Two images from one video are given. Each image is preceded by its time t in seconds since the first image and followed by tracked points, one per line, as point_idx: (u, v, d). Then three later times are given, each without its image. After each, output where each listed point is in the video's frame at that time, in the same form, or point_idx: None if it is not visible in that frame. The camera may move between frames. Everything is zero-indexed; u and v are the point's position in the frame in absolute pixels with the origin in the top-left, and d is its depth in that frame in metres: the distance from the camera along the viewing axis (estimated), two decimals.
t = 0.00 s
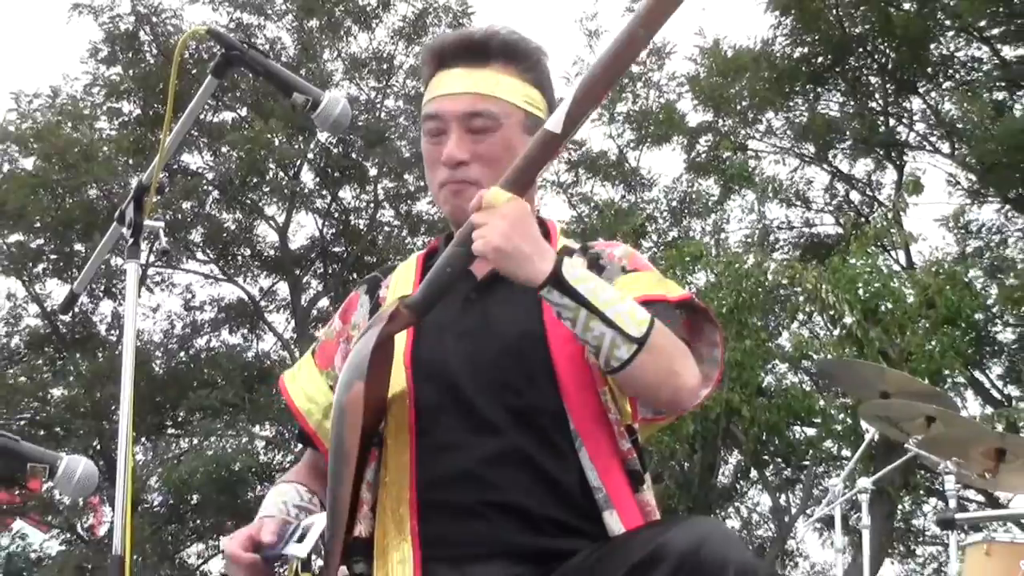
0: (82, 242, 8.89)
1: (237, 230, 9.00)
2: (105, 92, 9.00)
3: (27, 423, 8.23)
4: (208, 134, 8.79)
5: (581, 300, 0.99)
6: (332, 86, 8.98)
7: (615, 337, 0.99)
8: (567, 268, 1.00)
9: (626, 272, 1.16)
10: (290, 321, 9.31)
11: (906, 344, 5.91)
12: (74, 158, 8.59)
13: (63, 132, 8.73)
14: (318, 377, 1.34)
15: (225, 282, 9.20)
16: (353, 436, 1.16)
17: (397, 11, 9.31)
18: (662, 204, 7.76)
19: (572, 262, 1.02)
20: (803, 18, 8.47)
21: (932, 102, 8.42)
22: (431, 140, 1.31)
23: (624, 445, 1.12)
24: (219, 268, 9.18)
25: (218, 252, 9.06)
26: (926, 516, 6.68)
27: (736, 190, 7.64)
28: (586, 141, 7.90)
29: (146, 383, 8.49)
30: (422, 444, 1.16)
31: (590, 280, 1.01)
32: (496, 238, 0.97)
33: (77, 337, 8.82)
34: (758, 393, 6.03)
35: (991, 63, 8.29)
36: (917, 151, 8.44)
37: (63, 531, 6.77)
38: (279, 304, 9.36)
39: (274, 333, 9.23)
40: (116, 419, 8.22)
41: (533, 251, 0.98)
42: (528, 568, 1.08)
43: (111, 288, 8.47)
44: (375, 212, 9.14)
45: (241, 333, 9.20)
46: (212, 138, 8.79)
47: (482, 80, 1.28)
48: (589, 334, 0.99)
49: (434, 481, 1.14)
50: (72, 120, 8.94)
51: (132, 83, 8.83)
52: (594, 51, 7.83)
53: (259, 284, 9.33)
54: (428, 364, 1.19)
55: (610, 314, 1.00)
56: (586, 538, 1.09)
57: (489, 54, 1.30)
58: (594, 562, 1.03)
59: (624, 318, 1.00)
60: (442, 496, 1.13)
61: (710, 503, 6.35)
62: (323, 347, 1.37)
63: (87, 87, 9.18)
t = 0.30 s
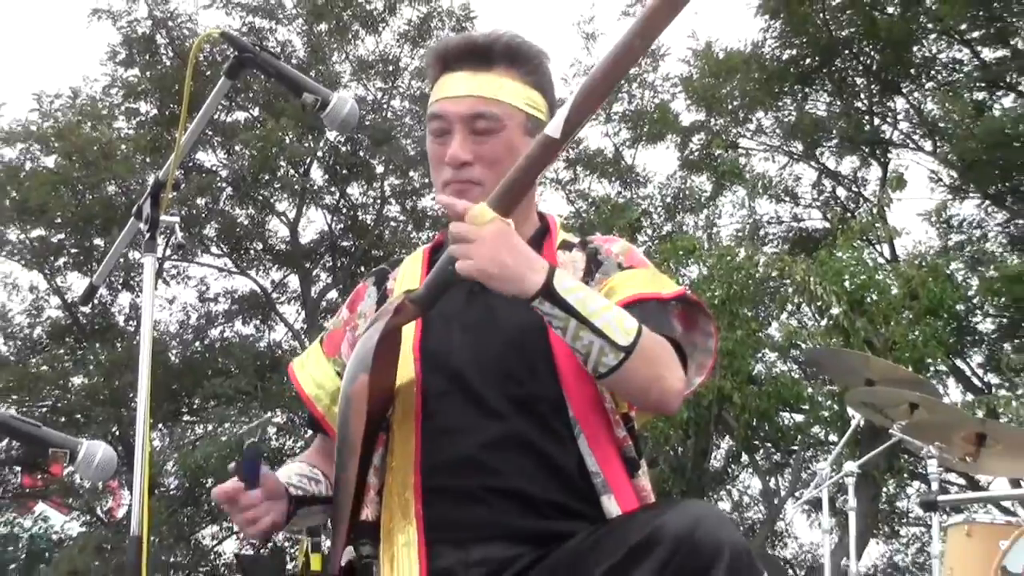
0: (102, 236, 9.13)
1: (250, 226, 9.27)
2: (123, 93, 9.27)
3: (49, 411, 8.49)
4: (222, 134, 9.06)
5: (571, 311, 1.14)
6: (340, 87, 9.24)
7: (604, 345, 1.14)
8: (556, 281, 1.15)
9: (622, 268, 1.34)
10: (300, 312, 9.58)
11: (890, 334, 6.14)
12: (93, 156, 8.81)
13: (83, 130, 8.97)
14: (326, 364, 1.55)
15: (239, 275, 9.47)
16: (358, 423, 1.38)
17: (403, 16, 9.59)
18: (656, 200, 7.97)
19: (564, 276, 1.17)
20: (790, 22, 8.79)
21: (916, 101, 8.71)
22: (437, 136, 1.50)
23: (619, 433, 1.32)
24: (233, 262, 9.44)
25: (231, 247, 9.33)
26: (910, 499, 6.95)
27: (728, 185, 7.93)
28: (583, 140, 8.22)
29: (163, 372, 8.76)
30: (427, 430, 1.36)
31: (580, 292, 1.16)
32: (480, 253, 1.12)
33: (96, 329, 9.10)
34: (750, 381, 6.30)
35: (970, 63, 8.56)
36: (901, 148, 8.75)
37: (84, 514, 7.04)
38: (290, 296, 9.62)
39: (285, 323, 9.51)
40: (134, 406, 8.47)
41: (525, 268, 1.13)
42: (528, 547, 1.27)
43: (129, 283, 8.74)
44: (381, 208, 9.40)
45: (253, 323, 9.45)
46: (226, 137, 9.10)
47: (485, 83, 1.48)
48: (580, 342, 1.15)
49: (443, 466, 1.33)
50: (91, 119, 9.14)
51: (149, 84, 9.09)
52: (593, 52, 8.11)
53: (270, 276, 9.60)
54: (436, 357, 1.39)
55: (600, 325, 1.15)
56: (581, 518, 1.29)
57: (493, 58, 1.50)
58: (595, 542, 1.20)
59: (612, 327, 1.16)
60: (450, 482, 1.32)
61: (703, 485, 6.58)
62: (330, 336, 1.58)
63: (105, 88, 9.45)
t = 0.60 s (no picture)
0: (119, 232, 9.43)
1: (261, 222, 9.56)
2: (140, 95, 9.58)
3: (69, 399, 8.80)
4: (234, 134, 9.34)
5: (581, 271, 1.26)
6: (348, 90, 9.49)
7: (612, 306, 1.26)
8: (569, 244, 1.25)
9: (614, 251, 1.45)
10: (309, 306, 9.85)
11: (874, 327, 6.44)
12: (111, 155, 9.11)
13: (101, 130, 9.25)
14: (325, 356, 1.67)
15: (250, 269, 9.75)
16: (364, 406, 1.48)
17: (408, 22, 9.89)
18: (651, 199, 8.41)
19: (575, 238, 1.27)
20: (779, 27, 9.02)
21: (899, 104, 8.45)
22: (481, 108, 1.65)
23: (614, 413, 1.41)
24: (244, 256, 9.72)
25: (243, 243, 9.61)
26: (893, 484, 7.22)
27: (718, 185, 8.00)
28: (580, 141, 8.52)
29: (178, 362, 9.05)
30: (426, 418, 1.43)
31: (590, 255, 1.27)
32: (493, 220, 1.16)
33: (115, 321, 9.39)
34: (740, 371, 6.59)
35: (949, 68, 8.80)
36: (885, 148, 8.84)
37: (102, 498, 7.33)
38: (300, 290, 9.90)
39: (295, 316, 9.78)
40: (149, 394, 8.74)
41: (535, 227, 1.19)
42: (525, 531, 1.33)
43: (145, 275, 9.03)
44: (387, 206, 9.66)
45: (264, 316, 9.72)
46: (238, 138, 9.37)
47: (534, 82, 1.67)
48: (588, 300, 1.27)
49: (444, 451, 1.40)
50: (108, 120, 9.43)
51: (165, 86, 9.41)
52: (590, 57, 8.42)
53: (280, 271, 9.88)
54: (438, 345, 1.47)
55: (608, 286, 1.27)
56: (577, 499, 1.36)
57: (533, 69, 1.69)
58: (588, 522, 1.25)
59: (620, 288, 1.27)
60: (451, 468, 1.39)
61: (695, 472, 6.89)
62: (329, 330, 1.70)
63: (123, 91, 9.74)
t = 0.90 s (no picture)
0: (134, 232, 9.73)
1: (271, 222, 9.84)
2: (155, 100, 9.90)
3: (87, 392, 9.10)
4: (245, 137, 9.60)
5: (637, 183, 1.15)
6: (354, 95, 9.76)
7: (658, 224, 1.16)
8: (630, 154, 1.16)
9: (609, 234, 1.43)
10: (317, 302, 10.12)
11: (859, 321, 6.70)
12: (127, 158, 9.38)
13: (118, 134, 9.55)
14: (331, 351, 1.57)
15: (261, 267, 10.05)
16: (374, 390, 1.40)
17: (412, 30, 10.19)
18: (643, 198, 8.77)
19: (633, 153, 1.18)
20: (769, 34, 9.52)
21: (883, 109, 9.35)
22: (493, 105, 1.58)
23: (613, 390, 1.32)
24: (255, 255, 10.02)
25: (254, 241, 9.90)
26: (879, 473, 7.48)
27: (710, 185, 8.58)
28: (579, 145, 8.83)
29: (192, 356, 9.35)
30: (428, 404, 1.37)
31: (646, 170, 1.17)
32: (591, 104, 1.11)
33: (132, 316, 9.71)
34: (731, 364, 6.86)
35: (933, 73, 9.30)
36: (870, 151, 9.34)
37: (119, 486, 7.62)
38: (308, 287, 10.18)
39: (303, 312, 10.06)
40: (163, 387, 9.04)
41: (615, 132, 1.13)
42: (523, 517, 1.27)
43: (162, 271, 9.34)
44: (392, 206, 9.92)
45: (274, 312, 9.99)
46: (248, 141, 9.59)
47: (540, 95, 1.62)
48: (636, 215, 1.16)
49: (442, 438, 1.34)
50: (124, 124, 9.72)
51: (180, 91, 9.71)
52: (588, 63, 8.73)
53: (290, 269, 10.18)
54: (436, 334, 1.40)
55: (659, 205, 1.16)
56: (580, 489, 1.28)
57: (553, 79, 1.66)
58: (577, 508, 1.16)
59: (667, 210, 1.17)
60: (448, 454, 1.33)
61: (688, 462, 7.19)
62: (335, 325, 1.60)
63: (139, 96, 10.04)
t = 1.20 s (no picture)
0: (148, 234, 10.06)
1: (279, 224, 10.13)
2: (167, 108, 10.25)
3: (103, 387, 9.45)
4: (254, 142, 9.93)
5: (636, 204, 1.28)
6: (358, 101, 10.05)
7: (657, 242, 1.29)
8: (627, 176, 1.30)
9: (604, 238, 1.57)
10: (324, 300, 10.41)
11: (845, 318, 6.99)
12: (141, 162, 9.72)
13: (131, 140, 9.91)
14: (339, 354, 1.77)
15: (269, 267, 10.34)
16: (383, 387, 1.57)
17: (415, 39, 10.51)
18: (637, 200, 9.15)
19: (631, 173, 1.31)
20: (757, 43, 9.78)
21: (866, 114, 9.67)
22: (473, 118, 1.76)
23: (606, 389, 1.50)
24: (264, 255, 10.31)
25: (263, 242, 10.19)
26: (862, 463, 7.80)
27: (702, 188, 9.02)
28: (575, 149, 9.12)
29: (203, 353, 9.66)
30: (431, 399, 1.55)
31: (644, 191, 1.30)
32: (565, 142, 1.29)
33: (145, 315, 10.01)
34: (722, 360, 7.14)
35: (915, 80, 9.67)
36: (854, 154, 9.59)
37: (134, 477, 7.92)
38: (315, 286, 10.47)
39: (310, 310, 10.36)
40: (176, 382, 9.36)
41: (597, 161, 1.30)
42: (522, 506, 1.44)
43: (174, 271, 9.61)
44: (395, 209, 10.19)
45: (282, 310, 10.28)
46: (257, 146, 9.96)
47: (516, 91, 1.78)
48: (637, 233, 1.29)
49: (448, 430, 1.52)
50: (138, 130, 10.04)
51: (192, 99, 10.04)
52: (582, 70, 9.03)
53: (297, 268, 10.47)
54: (438, 334, 1.58)
55: (657, 223, 1.29)
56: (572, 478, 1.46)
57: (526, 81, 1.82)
58: (581, 494, 1.33)
59: (666, 227, 1.30)
60: (452, 446, 1.51)
61: (681, 453, 7.50)
62: (342, 330, 1.81)
63: (152, 103, 10.38)
